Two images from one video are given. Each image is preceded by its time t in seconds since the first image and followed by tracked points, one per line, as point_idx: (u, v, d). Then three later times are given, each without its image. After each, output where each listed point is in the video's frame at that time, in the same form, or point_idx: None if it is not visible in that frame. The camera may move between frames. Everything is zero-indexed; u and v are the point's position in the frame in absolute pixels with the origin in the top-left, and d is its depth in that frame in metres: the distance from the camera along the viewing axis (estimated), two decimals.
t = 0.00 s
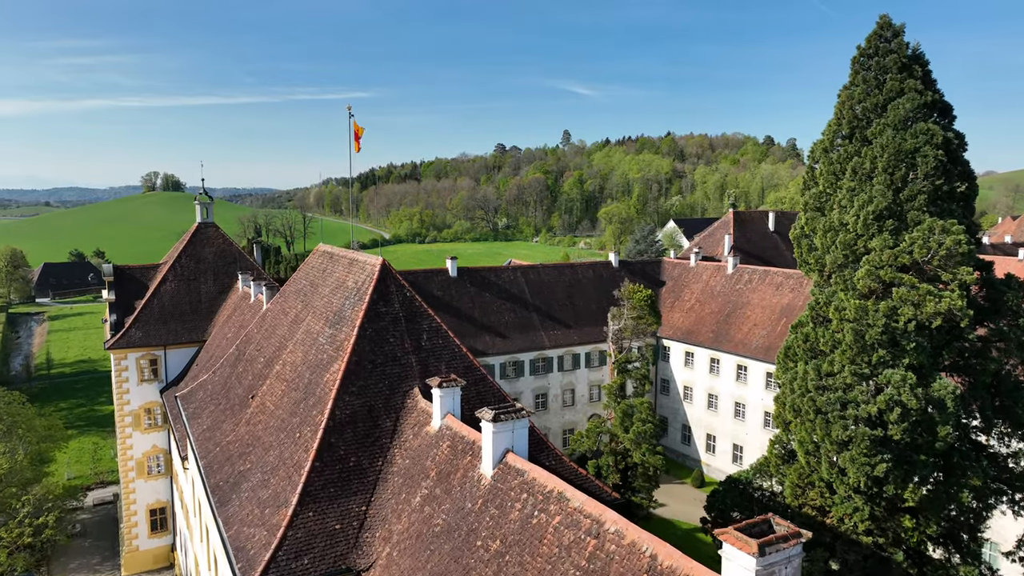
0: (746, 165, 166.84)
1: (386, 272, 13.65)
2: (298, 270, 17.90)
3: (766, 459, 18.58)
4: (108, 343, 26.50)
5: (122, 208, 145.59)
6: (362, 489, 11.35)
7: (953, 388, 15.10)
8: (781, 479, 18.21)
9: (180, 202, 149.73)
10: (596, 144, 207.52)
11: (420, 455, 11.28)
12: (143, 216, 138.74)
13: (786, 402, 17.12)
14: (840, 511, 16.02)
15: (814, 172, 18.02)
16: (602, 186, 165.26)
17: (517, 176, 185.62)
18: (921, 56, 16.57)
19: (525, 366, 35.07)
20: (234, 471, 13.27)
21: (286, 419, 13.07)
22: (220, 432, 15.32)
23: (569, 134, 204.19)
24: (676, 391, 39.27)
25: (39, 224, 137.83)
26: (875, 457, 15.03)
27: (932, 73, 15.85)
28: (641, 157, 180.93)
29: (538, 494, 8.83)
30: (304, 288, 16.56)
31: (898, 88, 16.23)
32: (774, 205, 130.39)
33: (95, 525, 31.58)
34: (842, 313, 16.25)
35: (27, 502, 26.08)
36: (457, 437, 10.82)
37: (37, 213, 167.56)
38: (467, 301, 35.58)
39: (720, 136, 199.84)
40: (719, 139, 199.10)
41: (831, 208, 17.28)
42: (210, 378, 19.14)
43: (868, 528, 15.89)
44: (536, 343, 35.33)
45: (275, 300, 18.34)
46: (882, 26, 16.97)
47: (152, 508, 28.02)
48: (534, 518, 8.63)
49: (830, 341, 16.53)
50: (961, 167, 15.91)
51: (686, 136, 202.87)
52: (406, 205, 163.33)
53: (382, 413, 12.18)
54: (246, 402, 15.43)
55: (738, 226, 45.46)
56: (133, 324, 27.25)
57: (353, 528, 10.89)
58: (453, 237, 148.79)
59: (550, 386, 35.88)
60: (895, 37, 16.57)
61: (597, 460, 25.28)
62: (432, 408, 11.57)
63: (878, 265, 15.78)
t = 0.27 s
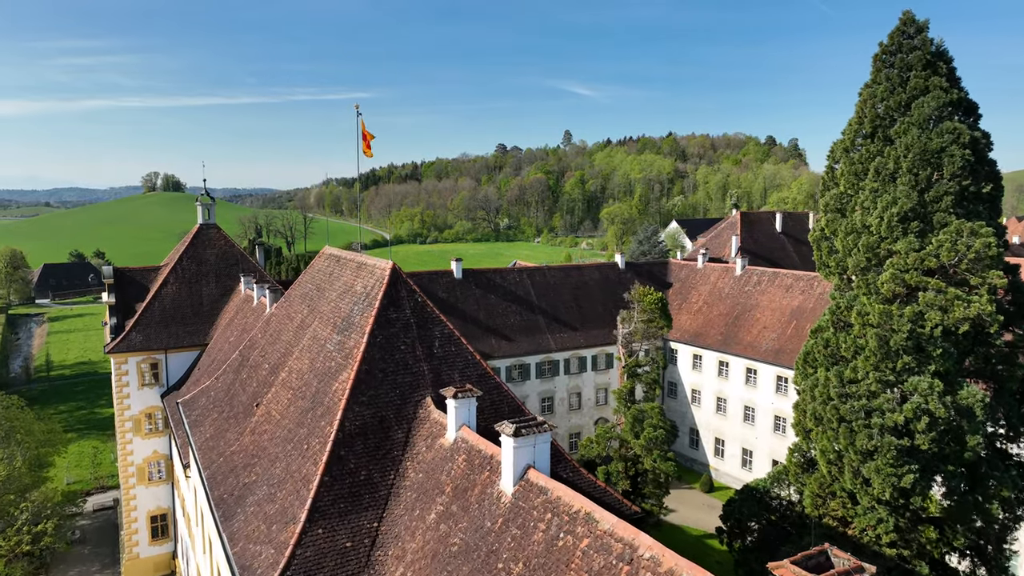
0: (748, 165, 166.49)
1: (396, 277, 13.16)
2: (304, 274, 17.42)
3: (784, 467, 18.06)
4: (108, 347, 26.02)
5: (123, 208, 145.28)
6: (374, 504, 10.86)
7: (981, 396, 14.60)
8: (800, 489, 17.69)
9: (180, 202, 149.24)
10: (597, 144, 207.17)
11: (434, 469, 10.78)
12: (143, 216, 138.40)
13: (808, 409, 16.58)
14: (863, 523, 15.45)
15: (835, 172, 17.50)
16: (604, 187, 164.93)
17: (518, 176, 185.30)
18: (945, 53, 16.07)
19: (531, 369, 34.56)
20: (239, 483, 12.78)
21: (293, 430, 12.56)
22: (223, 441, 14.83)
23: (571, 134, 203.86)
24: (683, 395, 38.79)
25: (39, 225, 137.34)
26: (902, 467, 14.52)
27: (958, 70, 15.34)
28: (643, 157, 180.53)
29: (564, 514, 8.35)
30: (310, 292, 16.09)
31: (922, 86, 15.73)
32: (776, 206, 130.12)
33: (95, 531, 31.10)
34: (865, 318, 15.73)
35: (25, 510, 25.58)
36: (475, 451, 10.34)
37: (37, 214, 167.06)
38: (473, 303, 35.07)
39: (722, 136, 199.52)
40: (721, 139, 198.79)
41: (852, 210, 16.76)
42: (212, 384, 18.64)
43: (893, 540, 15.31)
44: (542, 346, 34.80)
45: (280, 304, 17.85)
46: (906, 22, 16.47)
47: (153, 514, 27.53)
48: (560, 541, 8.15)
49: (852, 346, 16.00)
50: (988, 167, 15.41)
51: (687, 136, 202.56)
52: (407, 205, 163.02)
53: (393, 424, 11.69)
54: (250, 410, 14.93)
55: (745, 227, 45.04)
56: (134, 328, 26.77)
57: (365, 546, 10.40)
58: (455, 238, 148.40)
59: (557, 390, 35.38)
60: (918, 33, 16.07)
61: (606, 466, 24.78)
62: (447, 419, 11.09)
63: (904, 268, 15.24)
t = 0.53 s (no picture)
0: (750, 165, 166.13)
1: (407, 281, 12.72)
2: (309, 277, 17.02)
3: (802, 476, 17.57)
4: (108, 351, 25.57)
5: (123, 208, 144.85)
6: (386, 520, 10.40)
7: (1009, 403, 14.19)
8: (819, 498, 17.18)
9: (180, 202, 148.88)
10: (598, 144, 206.84)
11: (449, 483, 10.32)
12: (144, 217, 137.98)
13: (828, 417, 16.10)
14: (886, 534, 14.89)
15: (854, 172, 17.02)
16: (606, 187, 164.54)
17: (519, 176, 184.91)
18: (969, 49, 15.61)
19: (536, 372, 34.11)
20: (243, 496, 12.33)
21: (300, 441, 12.12)
22: (227, 451, 14.38)
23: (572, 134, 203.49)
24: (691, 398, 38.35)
25: (39, 225, 136.97)
26: (928, 477, 14.06)
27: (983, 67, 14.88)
28: (645, 157, 180.16)
29: (591, 536, 7.90)
30: (317, 297, 15.66)
31: (946, 84, 15.27)
32: (779, 206, 129.78)
33: (95, 537, 30.63)
34: (888, 323, 15.24)
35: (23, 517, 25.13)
36: (492, 465, 9.89)
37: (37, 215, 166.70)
38: (477, 306, 34.63)
39: (724, 136, 199.18)
40: (723, 139, 198.43)
41: (873, 211, 16.25)
42: (215, 391, 18.20)
43: (918, 553, 14.70)
44: (548, 349, 34.34)
45: (284, 309, 17.40)
46: (928, 19, 16.02)
47: (154, 521, 27.09)
48: (587, 564, 7.72)
49: (874, 352, 15.52)
50: (1014, 167, 14.96)
51: (689, 136, 202.19)
52: (408, 206, 162.64)
53: (405, 436, 11.24)
54: (255, 419, 14.49)
55: (752, 228, 44.63)
56: (134, 331, 26.32)
57: (377, 564, 9.93)
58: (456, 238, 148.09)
59: (563, 393, 34.93)
60: (941, 30, 15.63)
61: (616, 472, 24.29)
62: (462, 430, 10.63)
63: (929, 272, 14.74)
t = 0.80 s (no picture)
0: (752, 165, 165.74)
1: (419, 286, 12.24)
2: (315, 280, 16.58)
3: (822, 485, 17.04)
4: (108, 355, 25.11)
5: (123, 209, 144.36)
6: (399, 537, 9.90)
7: None
8: (839, 507, 16.66)
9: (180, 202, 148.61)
10: (600, 144, 206.44)
11: (465, 500, 9.83)
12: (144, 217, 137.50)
13: (852, 425, 15.59)
14: (912, 547, 14.36)
15: (877, 173, 16.51)
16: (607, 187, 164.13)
17: (520, 177, 184.47)
18: (996, 46, 15.10)
19: (543, 375, 33.62)
20: (249, 510, 11.84)
21: (309, 452, 11.63)
22: (232, 462, 13.91)
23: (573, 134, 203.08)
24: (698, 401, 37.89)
25: (39, 225, 136.69)
26: (959, 489, 13.59)
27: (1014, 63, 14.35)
28: (646, 157, 179.77)
29: (621, 560, 7.46)
30: (324, 301, 15.18)
31: (975, 81, 14.76)
32: (781, 206, 129.38)
33: (95, 544, 30.14)
34: (913, 328, 14.75)
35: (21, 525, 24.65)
36: (513, 481, 9.40)
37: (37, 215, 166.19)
38: (483, 308, 34.14)
39: (725, 136, 198.84)
40: (725, 139, 198.13)
41: (898, 212, 15.74)
42: (219, 397, 17.72)
43: (945, 567, 14.14)
44: (555, 352, 33.86)
45: (290, 313, 16.94)
46: (953, 14, 15.52)
47: (156, 528, 26.62)
48: None
49: (899, 358, 15.05)
50: None
51: (691, 137, 201.83)
52: (409, 206, 162.22)
53: (419, 449, 10.75)
54: (261, 427, 14.05)
55: (760, 229, 44.15)
56: (135, 335, 25.86)
57: None
58: (457, 239, 147.75)
59: (569, 397, 34.46)
60: (967, 26, 15.13)
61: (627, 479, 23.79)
62: (479, 444, 10.15)
63: (957, 276, 14.22)
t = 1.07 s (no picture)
0: (754, 165, 165.47)
1: (432, 292, 11.77)
2: (322, 283, 16.15)
3: (844, 495, 16.53)
4: (108, 359, 24.64)
5: (123, 209, 143.95)
6: (415, 557, 9.41)
7: None
8: (862, 518, 16.15)
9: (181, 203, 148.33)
10: (601, 144, 206.17)
11: (484, 517, 9.35)
12: (144, 218, 137.10)
13: (877, 434, 15.10)
14: (941, 561, 13.84)
15: (901, 174, 16.00)
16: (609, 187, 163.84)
17: (521, 177, 184.16)
18: None
19: (549, 379, 33.16)
20: (256, 525, 11.36)
21: (318, 466, 11.13)
22: (237, 473, 13.42)
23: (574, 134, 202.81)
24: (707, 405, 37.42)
25: (39, 225, 136.35)
26: (991, 502, 13.10)
27: None
28: (648, 157, 179.57)
29: None
30: (332, 307, 14.72)
31: (1003, 78, 14.23)
32: (784, 206, 129.05)
33: (95, 550, 29.65)
34: (941, 335, 14.25)
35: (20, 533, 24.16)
36: (536, 499, 8.92)
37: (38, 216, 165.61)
38: (489, 310, 33.67)
39: (727, 136, 198.62)
40: (726, 139, 197.88)
41: (923, 214, 15.24)
42: (223, 404, 17.25)
43: None
44: (561, 355, 33.39)
45: (296, 318, 16.48)
46: (981, 9, 14.98)
47: (157, 535, 26.15)
48: None
49: (925, 365, 14.57)
50: None
51: (692, 137, 201.61)
52: (410, 206, 161.90)
53: (435, 463, 10.26)
54: (267, 438, 13.57)
55: (767, 230, 43.71)
56: (136, 339, 25.40)
57: None
58: (459, 239, 147.44)
59: (576, 400, 33.99)
60: (996, 21, 14.59)
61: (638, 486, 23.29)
62: (498, 458, 9.68)
63: (986, 280, 13.71)
